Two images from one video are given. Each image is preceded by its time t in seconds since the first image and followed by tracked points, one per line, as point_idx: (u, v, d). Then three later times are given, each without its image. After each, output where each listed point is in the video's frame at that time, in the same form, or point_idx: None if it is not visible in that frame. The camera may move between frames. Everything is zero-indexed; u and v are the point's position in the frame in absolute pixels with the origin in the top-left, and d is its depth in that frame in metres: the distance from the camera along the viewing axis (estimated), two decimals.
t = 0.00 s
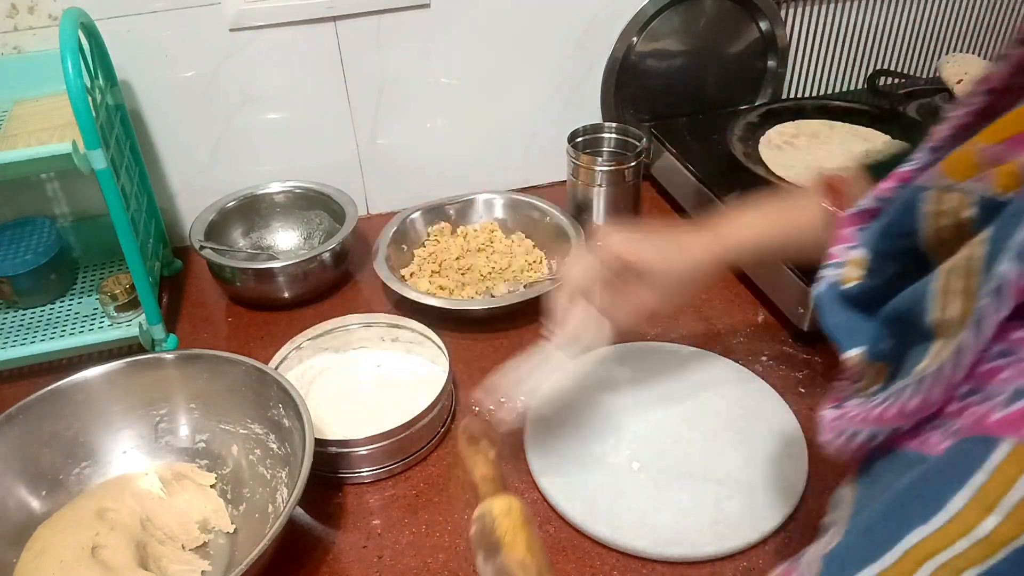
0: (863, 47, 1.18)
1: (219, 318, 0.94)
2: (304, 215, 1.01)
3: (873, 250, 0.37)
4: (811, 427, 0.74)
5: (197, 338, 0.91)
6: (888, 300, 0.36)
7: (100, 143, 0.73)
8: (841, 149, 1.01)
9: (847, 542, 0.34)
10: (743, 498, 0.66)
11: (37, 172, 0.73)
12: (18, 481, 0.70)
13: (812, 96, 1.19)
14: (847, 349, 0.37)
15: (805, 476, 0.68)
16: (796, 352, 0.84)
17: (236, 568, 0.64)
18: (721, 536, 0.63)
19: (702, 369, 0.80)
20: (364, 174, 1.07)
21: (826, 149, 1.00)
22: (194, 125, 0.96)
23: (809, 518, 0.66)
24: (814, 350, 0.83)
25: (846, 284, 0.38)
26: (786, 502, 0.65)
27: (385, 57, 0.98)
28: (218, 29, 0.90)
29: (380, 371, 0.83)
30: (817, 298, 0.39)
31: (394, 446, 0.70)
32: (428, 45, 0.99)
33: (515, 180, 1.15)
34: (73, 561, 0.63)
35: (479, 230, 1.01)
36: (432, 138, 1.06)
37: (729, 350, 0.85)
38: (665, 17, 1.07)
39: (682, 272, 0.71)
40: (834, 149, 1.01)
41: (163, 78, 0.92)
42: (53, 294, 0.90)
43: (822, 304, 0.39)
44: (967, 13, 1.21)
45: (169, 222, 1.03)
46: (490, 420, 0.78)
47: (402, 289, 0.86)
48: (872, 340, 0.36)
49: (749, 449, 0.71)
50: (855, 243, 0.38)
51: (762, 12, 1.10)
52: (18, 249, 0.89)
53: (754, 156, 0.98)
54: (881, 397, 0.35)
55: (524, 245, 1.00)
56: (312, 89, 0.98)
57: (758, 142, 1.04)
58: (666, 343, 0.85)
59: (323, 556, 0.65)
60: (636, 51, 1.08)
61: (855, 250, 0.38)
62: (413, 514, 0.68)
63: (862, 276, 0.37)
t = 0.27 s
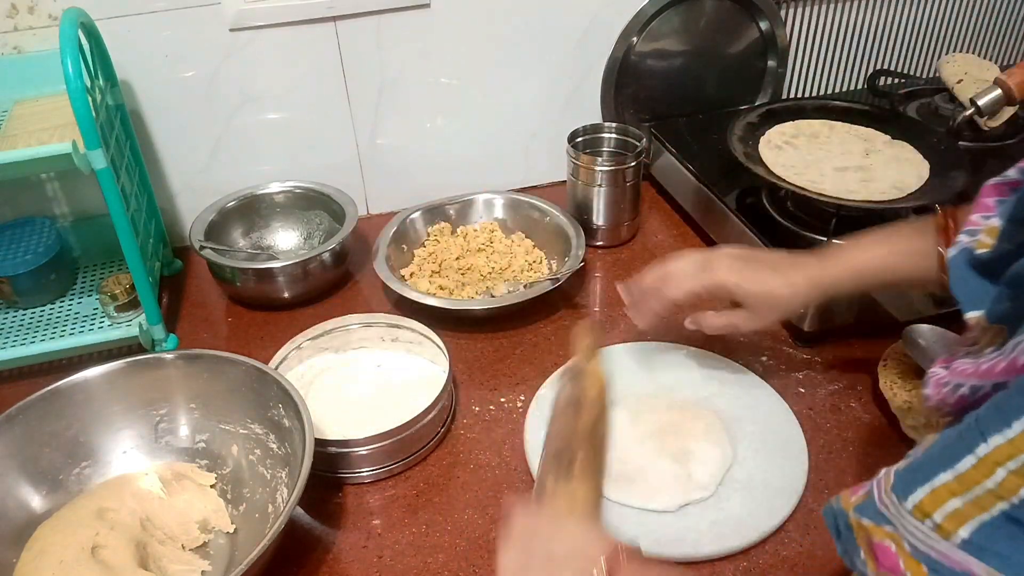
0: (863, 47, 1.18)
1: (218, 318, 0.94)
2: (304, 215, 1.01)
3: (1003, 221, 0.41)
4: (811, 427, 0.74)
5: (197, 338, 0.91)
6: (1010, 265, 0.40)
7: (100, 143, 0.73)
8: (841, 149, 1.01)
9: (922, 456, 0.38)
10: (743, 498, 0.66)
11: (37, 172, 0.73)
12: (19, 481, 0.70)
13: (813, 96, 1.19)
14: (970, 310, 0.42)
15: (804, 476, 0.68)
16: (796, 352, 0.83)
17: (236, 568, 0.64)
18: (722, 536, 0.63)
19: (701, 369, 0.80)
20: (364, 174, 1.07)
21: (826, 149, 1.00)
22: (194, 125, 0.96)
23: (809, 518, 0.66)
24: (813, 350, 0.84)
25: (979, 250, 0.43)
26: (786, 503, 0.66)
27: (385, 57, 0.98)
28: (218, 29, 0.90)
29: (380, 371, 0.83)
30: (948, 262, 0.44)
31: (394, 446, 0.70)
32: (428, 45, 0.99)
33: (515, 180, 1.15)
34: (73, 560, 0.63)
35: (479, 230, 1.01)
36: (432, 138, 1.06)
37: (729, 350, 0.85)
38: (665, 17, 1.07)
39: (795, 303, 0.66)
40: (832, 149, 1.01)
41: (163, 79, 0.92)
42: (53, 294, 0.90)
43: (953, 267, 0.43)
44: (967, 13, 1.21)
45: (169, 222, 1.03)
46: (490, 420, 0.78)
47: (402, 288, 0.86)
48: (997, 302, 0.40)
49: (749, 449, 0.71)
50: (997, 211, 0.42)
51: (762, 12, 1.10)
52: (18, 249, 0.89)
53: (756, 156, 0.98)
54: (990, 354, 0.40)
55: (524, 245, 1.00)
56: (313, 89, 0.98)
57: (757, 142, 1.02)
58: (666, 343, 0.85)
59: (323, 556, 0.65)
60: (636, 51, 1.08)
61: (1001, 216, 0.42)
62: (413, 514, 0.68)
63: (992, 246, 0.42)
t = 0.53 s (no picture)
0: (863, 47, 1.18)
1: (218, 318, 0.94)
2: (304, 215, 1.01)
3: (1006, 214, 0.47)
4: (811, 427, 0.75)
5: (197, 338, 0.91)
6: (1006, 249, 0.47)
7: (100, 143, 0.73)
8: (841, 149, 1.01)
9: (900, 423, 0.38)
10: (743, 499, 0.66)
11: (37, 172, 0.73)
12: (19, 481, 0.70)
13: (813, 96, 1.19)
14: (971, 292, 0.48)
15: (804, 477, 0.68)
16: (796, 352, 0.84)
17: (236, 568, 0.64)
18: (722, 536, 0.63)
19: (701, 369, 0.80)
20: (364, 174, 1.07)
21: (826, 149, 1.00)
22: (194, 125, 0.96)
23: (810, 518, 0.66)
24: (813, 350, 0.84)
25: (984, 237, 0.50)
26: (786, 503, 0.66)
27: (386, 56, 0.98)
28: (218, 29, 0.90)
29: (380, 371, 0.83)
30: (956, 246, 0.52)
31: (394, 446, 0.70)
32: (429, 45, 0.99)
33: (515, 180, 1.15)
34: (73, 561, 0.63)
35: (479, 230, 1.01)
36: (432, 138, 1.06)
37: (729, 350, 0.85)
38: (665, 18, 1.07)
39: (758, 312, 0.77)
40: (832, 149, 1.01)
41: (164, 79, 0.92)
42: (52, 294, 0.90)
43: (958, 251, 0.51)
44: (967, 13, 1.21)
45: (169, 222, 1.03)
46: (490, 420, 0.78)
47: (402, 289, 0.86)
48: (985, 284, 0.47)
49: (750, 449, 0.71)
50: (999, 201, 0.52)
51: (762, 12, 1.10)
52: (18, 249, 0.89)
53: (756, 156, 0.98)
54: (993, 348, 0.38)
55: (524, 245, 1.00)
56: (313, 89, 0.98)
57: (757, 142, 1.02)
58: (666, 343, 0.85)
59: (323, 557, 0.65)
60: (636, 51, 1.08)
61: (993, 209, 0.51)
62: (413, 514, 0.68)
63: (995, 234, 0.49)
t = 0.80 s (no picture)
0: (862, 47, 1.18)
1: (218, 318, 0.94)
2: (304, 215, 1.01)
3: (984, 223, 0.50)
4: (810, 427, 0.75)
5: (197, 338, 0.91)
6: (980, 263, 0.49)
7: (100, 143, 0.73)
8: (841, 149, 1.01)
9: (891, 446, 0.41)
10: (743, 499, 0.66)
11: (37, 172, 0.73)
12: (19, 481, 0.70)
13: (813, 96, 1.19)
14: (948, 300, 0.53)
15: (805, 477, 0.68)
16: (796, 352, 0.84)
17: (236, 568, 0.64)
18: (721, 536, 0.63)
19: (701, 369, 0.80)
20: (364, 174, 1.07)
21: (826, 149, 1.00)
22: (194, 126, 0.96)
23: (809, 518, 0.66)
24: (813, 350, 0.84)
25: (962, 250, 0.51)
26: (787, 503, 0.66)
27: (386, 56, 0.98)
28: (218, 29, 0.90)
29: (380, 371, 0.83)
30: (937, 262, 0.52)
31: (394, 446, 0.70)
32: (429, 46, 0.99)
33: (515, 180, 1.15)
34: (73, 560, 0.63)
35: (479, 230, 1.01)
36: (432, 138, 1.06)
37: (729, 350, 0.85)
38: (666, 17, 1.07)
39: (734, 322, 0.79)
40: (831, 149, 1.01)
41: (164, 79, 0.92)
42: (52, 294, 0.90)
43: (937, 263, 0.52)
44: (967, 13, 1.21)
45: (169, 222, 1.03)
46: (489, 420, 0.78)
47: (402, 289, 0.86)
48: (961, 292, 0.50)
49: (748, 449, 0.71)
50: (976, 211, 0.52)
51: (762, 12, 1.10)
52: (18, 249, 0.89)
53: (756, 156, 0.98)
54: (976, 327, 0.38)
55: (524, 245, 1.00)
56: (313, 89, 0.98)
57: (756, 142, 1.02)
58: (665, 343, 0.85)
59: (323, 556, 0.65)
60: (637, 51, 1.08)
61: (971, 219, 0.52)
62: (413, 514, 0.68)
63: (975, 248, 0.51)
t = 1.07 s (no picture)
0: (863, 47, 1.18)
1: (218, 318, 0.94)
2: (304, 215, 1.01)
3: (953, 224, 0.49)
4: (811, 427, 0.75)
5: (197, 338, 0.91)
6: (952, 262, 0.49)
7: (100, 143, 0.73)
8: (841, 149, 1.01)
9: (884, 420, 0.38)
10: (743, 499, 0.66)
11: (37, 172, 0.73)
12: (19, 481, 0.70)
13: (813, 96, 1.19)
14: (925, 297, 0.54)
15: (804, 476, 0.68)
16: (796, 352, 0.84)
17: (236, 568, 0.64)
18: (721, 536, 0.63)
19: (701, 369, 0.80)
20: (364, 175, 1.07)
21: (826, 149, 1.00)
22: (194, 126, 0.96)
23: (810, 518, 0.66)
24: (813, 350, 0.84)
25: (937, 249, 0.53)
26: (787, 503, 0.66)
27: (386, 56, 0.98)
28: (218, 29, 0.90)
29: (380, 371, 0.83)
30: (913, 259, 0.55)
31: (394, 446, 0.70)
32: (429, 46, 0.99)
33: (515, 180, 1.15)
34: (73, 561, 0.63)
35: (479, 230, 1.01)
36: (432, 139, 1.06)
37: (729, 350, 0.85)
38: (665, 17, 1.07)
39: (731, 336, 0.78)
40: (831, 149, 1.01)
41: (164, 79, 0.92)
42: (52, 294, 0.90)
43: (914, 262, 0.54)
44: (967, 13, 1.21)
45: (169, 222, 1.03)
46: (490, 420, 0.78)
47: (402, 289, 0.86)
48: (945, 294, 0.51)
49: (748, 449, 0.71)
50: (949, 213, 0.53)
51: (762, 12, 1.10)
52: (18, 249, 0.89)
53: (756, 156, 0.98)
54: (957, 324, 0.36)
55: (524, 245, 1.00)
56: (313, 89, 0.98)
57: (757, 142, 1.02)
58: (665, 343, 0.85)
59: (323, 556, 0.65)
60: (636, 51, 1.08)
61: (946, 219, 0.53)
62: (413, 514, 0.68)
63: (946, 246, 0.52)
